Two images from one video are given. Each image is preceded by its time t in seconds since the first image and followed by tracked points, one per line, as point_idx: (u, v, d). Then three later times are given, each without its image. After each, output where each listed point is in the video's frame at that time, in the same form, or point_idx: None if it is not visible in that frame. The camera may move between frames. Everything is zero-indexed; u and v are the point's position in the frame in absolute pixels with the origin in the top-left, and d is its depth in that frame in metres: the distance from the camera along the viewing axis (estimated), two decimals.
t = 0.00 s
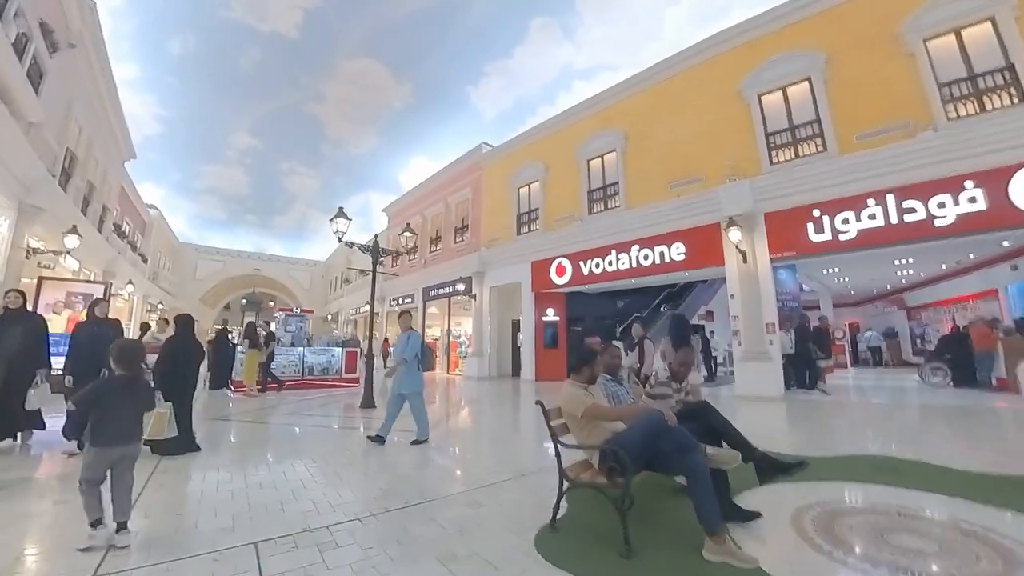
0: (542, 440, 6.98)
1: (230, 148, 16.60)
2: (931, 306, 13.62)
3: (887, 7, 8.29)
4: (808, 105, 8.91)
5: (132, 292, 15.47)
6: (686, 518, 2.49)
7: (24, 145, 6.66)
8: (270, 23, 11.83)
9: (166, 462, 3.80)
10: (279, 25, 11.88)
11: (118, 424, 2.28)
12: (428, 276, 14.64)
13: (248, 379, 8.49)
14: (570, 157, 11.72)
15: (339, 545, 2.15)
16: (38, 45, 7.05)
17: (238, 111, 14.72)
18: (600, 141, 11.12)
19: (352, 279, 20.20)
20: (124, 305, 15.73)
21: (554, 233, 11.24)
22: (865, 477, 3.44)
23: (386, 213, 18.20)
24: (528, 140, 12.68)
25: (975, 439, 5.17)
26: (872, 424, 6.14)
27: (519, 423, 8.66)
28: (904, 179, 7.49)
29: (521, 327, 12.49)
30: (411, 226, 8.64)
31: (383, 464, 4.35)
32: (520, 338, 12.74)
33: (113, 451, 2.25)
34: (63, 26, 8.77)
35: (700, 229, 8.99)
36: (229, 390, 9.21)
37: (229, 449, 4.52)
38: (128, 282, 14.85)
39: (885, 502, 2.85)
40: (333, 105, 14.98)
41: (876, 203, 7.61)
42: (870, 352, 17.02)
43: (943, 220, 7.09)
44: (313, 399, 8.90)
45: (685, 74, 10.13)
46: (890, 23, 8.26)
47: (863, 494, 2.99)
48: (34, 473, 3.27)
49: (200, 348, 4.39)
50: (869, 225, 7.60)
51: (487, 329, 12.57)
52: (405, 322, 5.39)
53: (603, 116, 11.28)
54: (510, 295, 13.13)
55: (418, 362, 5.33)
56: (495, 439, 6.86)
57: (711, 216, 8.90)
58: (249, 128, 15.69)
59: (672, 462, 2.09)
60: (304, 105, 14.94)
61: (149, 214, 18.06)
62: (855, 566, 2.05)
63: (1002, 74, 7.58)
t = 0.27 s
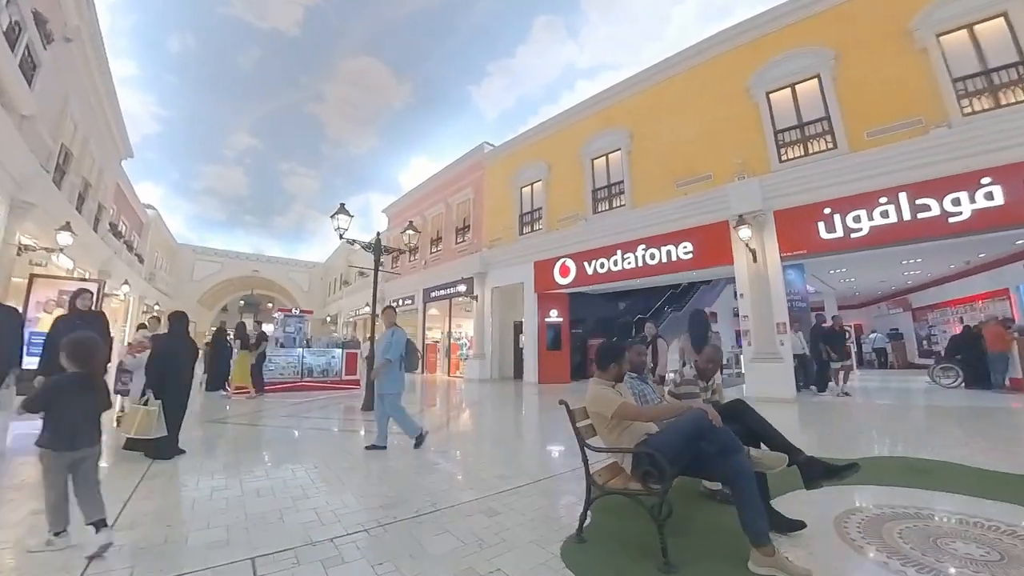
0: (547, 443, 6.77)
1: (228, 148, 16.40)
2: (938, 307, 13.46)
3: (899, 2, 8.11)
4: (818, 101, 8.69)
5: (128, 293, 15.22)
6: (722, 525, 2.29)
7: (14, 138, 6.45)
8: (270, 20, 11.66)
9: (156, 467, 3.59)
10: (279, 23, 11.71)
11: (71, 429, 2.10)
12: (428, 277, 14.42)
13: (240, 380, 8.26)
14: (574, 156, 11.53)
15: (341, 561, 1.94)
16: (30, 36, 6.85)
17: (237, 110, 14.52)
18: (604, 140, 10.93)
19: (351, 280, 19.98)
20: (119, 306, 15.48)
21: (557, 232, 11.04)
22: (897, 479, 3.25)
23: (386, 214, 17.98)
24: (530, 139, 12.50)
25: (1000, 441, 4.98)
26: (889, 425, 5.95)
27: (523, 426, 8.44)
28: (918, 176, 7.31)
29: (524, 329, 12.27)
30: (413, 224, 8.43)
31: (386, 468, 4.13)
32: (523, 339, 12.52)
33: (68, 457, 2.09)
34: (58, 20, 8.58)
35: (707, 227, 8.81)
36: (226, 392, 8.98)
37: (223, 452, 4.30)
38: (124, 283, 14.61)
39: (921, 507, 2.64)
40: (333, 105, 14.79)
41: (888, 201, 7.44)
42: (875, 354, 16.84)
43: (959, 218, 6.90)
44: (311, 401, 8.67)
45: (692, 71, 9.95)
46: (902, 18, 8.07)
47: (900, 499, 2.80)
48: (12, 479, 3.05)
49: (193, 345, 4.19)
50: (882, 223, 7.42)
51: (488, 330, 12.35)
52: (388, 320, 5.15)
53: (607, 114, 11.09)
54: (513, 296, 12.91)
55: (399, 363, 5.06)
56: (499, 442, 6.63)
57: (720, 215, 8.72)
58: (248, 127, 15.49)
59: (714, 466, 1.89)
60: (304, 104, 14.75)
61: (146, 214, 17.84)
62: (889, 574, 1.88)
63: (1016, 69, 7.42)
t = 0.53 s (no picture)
0: (557, 449, 6.54)
1: (227, 148, 16.18)
2: (947, 309, 13.29)
3: None
4: (829, 100, 8.47)
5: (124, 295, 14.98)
6: (775, 545, 2.08)
7: (5, 133, 6.22)
8: (270, 19, 11.47)
9: (150, 476, 3.37)
10: (279, 21, 11.52)
11: (8, 438, 1.74)
12: (429, 279, 14.20)
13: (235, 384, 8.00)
14: (579, 156, 11.35)
15: None
16: (23, 27, 6.63)
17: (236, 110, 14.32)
18: (611, 140, 10.74)
19: (351, 282, 19.74)
20: (115, 308, 15.23)
21: (562, 234, 10.84)
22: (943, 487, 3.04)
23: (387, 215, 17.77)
24: (535, 139, 12.30)
25: None
26: (911, 430, 5.76)
27: (529, 431, 8.22)
28: (935, 175, 7.12)
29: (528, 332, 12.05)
30: (418, 224, 8.21)
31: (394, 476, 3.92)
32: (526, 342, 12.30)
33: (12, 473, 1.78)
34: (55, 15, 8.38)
35: (718, 228, 8.62)
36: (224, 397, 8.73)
37: (221, 460, 4.08)
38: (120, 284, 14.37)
39: (980, 519, 2.42)
40: (334, 105, 14.59)
41: (904, 200, 7.25)
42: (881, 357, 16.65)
43: (977, 217, 6.70)
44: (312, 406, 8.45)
45: (700, 70, 9.76)
46: (916, 15, 7.87)
47: (954, 510, 2.60)
48: None
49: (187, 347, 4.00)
50: (898, 223, 7.22)
51: (491, 333, 12.13)
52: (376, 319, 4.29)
53: (613, 114, 10.90)
54: (516, 298, 12.69)
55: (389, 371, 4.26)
56: (506, 448, 6.41)
57: (731, 216, 8.54)
58: (247, 127, 15.28)
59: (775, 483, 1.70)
60: (304, 104, 14.55)
61: (143, 215, 17.61)
62: None
63: None
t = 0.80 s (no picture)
0: (563, 455, 6.34)
1: (226, 148, 16.00)
2: (953, 311, 13.12)
3: None
4: (839, 98, 8.30)
5: (120, 297, 14.79)
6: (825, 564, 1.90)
7: None
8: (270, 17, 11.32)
9: (139, 486, 3.17)
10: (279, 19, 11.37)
11: None
12: (430, 281, 14.02)
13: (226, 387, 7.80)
14: (583, 157, 11.17)
15: None
16: (15, 20, 6.46)
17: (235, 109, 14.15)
18: (615, 140, 10.56)
19: (350, 285, 19.52)
20: (110, 310, 15.02)
21: (565, 235, 10.64)
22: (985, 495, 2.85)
23: (387, 217, 17.58)
24: (537, 139, 12.13)
25: None
26: (929, 435, 5.57)
27: (533, 436, 8.01)
28: (948, 173, 6.96)
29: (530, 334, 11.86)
30: (421, 224, 8.01)
31: (397, 484, 3.73)
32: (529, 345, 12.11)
33: None
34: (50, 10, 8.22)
35: (725, 228, 8.46)
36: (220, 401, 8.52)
37: (215, 468, 3.88)
38: (116, 286, 14.16)
39: None
40: (333, 105, 14.43)
41: (917, 199, 7.08)
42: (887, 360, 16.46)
43: (992, 216, 6.54)
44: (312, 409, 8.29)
45: (706, 68, 9.59)
46: (927, 11, 7.68)
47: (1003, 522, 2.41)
48: None
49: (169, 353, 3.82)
50: (911, 223, 7.05)
51: (493, 335, 11.95)
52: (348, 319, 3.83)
53: (617, 113, 10.72)
54: (519, 300, 12.48)
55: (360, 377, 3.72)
56: (510, 454, 6.21)
57: (739, 216, 8.36)
58: (246, 127, 15.10)
59: (837, 499, 1.52)
60: (304, 104, 14.38)
61: (140, 217, 17.42)
62: None
63: None
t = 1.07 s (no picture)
0: (570, 462, 6.10)
1: (223, 148, 15.75)
2: (961, 312, 12.93)
3: None
4: (850, 95, 8.15)
5: (114, 298, 14.52)
6: None
7: None
8: (269, 14, 11.11)
9: (120, 500, 2.93)
10: (279, 16, 11.16)
11: None
12: (430, 282, 13.78)
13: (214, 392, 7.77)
14: (586, 156, 10.94)
15: None
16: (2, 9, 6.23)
17: (233, 109, 13.93)
18: (618, 140, 10.28)
19: (348, 287, 19.25)
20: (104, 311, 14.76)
21: (570, 235, 10.44)
22: None
23: (386, 218, 17.34)
24: (540, 139, 11.91)
25: None
26: (953, 439, 5.36)
27: (538, 441, 7.76)
28: (964, 170, 6.77)
29: (533, 337, 11.63)
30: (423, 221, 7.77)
31: (400, 493, 3.47)
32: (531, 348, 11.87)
33: None
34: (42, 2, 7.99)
35: (735, 227, 8.26)
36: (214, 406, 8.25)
37: (205, 477, 3.63)
38: (109, 286, 13.90)
39: None
40: (332, 104, 14.21)
41: (933, 197, 6.89)
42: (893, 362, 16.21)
43: (1011, 214, 6.36)
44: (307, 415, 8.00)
45: (713, 66, 9.37)
46: (939, 7, 7.51)
47: None
48: None
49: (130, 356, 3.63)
50: (927, 221, 6.86)
51: (495, 338, 11.70)
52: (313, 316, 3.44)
53: (621, 112, 10.49)
54: (521, 302, 12.26)
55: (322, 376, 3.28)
56: (515, 460, 5.97)
57: (750, 214, 8.16)
58: (244, 127, 14.88)
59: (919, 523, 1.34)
60: (303, 103, 14.15)
61: (136, 217, 17.17)
62: None
63: None
